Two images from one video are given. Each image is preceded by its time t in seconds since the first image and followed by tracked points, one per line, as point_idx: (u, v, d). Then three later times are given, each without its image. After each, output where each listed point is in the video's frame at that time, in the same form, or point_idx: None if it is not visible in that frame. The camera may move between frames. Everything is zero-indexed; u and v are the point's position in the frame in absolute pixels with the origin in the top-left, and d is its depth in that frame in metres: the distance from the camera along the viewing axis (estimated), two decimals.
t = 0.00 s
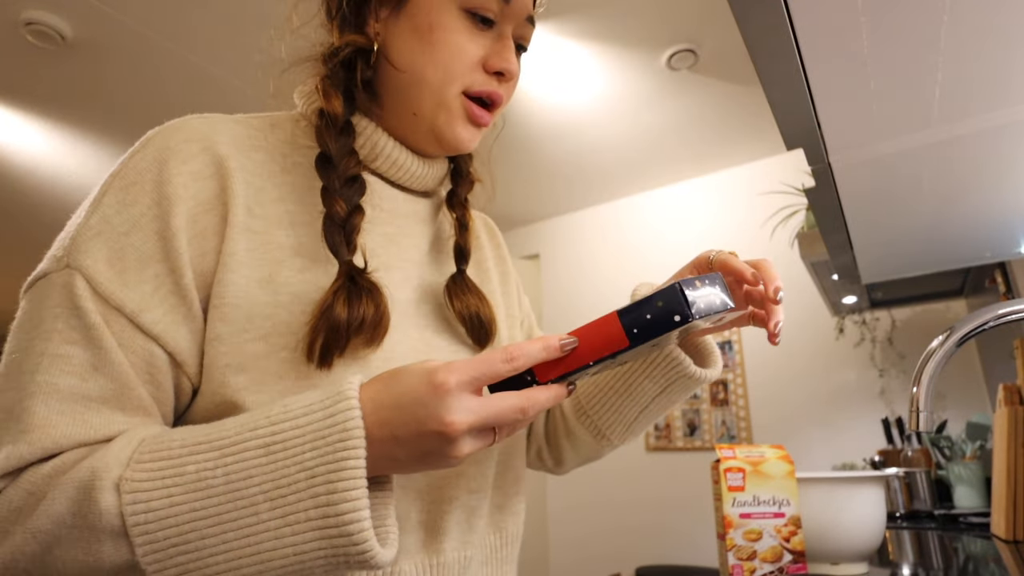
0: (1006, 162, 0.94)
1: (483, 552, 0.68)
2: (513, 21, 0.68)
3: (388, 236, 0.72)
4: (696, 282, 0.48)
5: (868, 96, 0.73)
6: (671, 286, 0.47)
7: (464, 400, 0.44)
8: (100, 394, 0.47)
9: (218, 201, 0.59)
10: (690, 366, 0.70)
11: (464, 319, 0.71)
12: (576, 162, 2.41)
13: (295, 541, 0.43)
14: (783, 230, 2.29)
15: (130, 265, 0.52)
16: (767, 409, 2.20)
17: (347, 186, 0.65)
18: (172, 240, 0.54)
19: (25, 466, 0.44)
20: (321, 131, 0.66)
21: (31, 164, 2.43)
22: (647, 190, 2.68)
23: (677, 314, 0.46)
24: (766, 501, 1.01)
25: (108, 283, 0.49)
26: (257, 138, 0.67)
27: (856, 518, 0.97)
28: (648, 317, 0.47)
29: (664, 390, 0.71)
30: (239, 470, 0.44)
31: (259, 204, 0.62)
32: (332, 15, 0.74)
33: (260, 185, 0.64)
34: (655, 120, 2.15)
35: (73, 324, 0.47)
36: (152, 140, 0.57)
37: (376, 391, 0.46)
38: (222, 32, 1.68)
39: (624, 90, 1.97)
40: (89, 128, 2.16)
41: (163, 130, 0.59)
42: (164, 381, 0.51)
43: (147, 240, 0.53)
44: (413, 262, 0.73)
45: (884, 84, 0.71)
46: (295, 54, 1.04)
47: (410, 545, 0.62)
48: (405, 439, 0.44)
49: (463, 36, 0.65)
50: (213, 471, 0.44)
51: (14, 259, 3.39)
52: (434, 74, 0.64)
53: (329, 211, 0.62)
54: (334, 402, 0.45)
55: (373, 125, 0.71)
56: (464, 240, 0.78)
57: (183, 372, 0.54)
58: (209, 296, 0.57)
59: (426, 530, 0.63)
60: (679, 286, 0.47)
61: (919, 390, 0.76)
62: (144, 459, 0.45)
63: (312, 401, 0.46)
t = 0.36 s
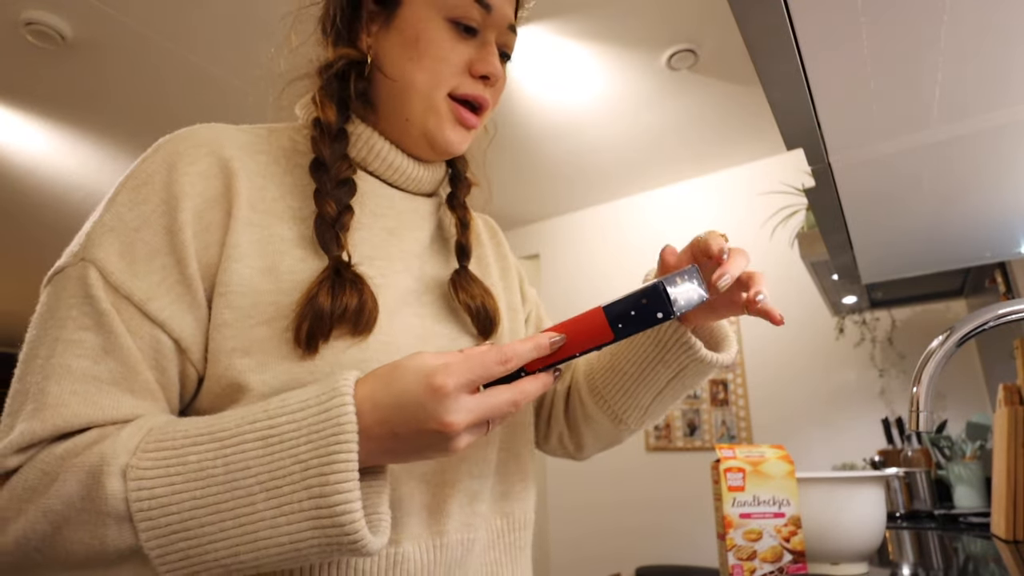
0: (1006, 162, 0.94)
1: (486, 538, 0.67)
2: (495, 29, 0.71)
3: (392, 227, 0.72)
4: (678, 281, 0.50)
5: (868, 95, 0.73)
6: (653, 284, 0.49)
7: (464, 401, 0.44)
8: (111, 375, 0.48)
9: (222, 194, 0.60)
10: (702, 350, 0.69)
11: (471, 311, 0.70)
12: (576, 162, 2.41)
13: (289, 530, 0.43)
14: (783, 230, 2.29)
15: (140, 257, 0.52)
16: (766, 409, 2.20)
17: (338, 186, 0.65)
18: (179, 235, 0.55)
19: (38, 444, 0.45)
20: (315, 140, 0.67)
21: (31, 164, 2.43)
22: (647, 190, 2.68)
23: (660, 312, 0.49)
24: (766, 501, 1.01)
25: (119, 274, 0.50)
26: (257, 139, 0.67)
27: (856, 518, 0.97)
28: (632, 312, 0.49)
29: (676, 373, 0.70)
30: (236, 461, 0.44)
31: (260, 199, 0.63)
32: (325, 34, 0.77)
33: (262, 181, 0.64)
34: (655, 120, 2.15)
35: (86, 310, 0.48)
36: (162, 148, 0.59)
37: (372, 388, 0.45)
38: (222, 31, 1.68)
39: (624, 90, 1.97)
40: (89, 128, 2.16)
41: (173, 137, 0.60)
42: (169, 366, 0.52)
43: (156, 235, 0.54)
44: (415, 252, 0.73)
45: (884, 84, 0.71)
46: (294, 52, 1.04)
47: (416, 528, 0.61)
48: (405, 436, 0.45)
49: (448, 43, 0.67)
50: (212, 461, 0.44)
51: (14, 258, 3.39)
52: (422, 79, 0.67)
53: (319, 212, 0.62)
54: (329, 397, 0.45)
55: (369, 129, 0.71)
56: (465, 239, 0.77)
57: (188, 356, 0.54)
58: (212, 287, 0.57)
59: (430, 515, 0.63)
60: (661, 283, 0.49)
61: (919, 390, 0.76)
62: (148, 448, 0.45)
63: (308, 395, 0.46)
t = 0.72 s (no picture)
0: (1006, 163, 0.94)
1: (487, 554, 0.68)
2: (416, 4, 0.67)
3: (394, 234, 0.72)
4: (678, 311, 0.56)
5: (868, 96, 0.73)
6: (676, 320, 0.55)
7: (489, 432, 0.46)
8: (129, 376, 0.49)
9: (231, 204, 0.61)
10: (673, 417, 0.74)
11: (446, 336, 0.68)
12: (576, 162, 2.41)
13: (303, 551, 0.44)
14: (783, 230, 2.29)
15: (158, 266, 0.54)
16: (767, 409, 2.20)
17: (308, 190, 0.65)
18: (194, 246, 0.56)
19: (70, 442, 0.47)
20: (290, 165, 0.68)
21: (33, 164, 2.44)
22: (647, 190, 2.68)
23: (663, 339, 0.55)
24: (766, 501, 1.01)
25: (138, 279, 0.52)
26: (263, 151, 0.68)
27: (856, 518, 0.97)
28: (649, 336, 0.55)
29: (644, 433, 0.76)
30: (251, 485, 0.45)
31: (266, 207, 0.63)
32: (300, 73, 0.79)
33: (266, 190, 0.65)
34: (654, 120, 2.14)
35: (109, 316, 0.50)
36: (177, 167, 0.61)
37: (387, 437, 0.44)
38: (223, 32, 1.68)
39: (624, 90, 1.97)
40: (91, 129, 2.16)
41: (187, 158, 0.62)
42: (184, 368, 0.53)
43: (173, 248, 0.55)
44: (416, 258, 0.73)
45: (883, 84, 0.71)
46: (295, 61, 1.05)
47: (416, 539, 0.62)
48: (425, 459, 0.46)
49: (365, 36, 0.66)
50: (229, 483, 0.45)
51: (14, 259, 3.40)
52: (350, 82, 0.66)
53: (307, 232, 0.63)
54: (340, 423, 0.46)
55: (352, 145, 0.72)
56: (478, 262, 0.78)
57: (201, 361, 0.55)
58: (223, 296, 0.58)
59: (431, 526, 0.64)
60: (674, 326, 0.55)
61: (919, 389, 0.76)
62: (168, 467, 0.46)
63: (320, 419, 0.47)
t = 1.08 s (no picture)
0: (1006, 162, 0.94)
1: (481, 563, 0.69)
2: (439, 32, 0.66)
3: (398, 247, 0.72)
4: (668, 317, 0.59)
5: (868, 96, 0.73)
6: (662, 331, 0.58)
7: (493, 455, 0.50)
8: (151, 393, 0.50)
9: (242, 218, 0.61)
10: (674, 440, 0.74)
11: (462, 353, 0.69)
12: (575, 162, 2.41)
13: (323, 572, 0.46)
14: (783, 229, 2.29)
15: (177, 282, 0.54)
16: (767, 410, 2.20)
17: (322, 217, 0.64)
18: (211, 264, 0.56)
19: (92, 458, 0.47)
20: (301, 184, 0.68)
21: (33, 164, 2.44)
22: (647, 189, 2.68)
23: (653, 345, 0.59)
24: (767, 501, 1.01)
25: (158, 297, 0.52)
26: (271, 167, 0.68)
27: (856, 518, 0.97)
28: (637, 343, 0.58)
29: (646, 455, 0.75)
30: (275, 512, 0.46)
31: (277, 220, 0.63)
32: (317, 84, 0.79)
33: (276, 201, 0.65)
34: (654, 120, 2.14)
35: (130, 333, 0.50)
36: (190, 179, 0.60)
37: (405, 480, 0.47)
38: (225, 32, 1.68)
39: (622, 89, 1.97)
40: (92, 129, 2.16)
41: (202, 167, 0.62)
42: (202, 384, 0.54)
43: (189, 262, 0.56)
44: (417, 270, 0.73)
45: (884, 84, 0.71)
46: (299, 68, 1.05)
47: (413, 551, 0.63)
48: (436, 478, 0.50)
49: (387, 63, 0.64)
50: (254, 509, 0.46)
51: (12, 258, 3.40)
52: (371, 108, 0.65)
53: (313, 251, 0.62)
54: (362, 457, 0.47)
55: (364, 164, 0.71)
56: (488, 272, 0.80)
57: (213, 381, 0.56)
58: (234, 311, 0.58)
59: (425, 538, 0.65)
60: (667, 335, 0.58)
61: (919, 390, 0.76)
62: (195, 491, 0.46)
63: (342, 451, 0.48)
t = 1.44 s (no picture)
0: (1005, 162, 0.94)
1: (476, 561, 0.69)
2: (467, 45, 0.66)
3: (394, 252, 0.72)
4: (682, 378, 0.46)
5: (868, 96, 0.73)
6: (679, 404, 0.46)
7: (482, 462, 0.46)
8: (147, 393, 0.50)
9: (239, 218, 0.61)
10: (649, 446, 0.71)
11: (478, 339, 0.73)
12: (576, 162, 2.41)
13: (310, 561, 0.45)
14: (783, 230, 2.29)
15: (173, 282, 0.54)
16: (767, 410, 2.20)
17: (326, 216, 0.65)
18: (207, 263, 0.56)
19: (87, 456, 0.47)
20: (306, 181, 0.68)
21: (32, 164, 2.43)
22: (647, 190, 2.68)
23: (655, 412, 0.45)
24: (767, 501, 1.01)
25: (154, 296, 0.52)
26: (269, 167, 0.68)
27: (856, 518, 0.97)
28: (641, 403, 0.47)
29: (622, 459, 0.72)
30: (261, 500, 0.45)
31: (276, 221, 0.63)
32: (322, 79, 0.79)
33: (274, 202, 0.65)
34: (654, 120, 2.15)
35: (125, 332, 0.50)
36: (188, 179, 0.60)
37: (391, 459, 0.45)
38: (224, 32, 1.68)
39: (621, 89, 1.97)
40: (91, 129, 2.16)
41: (199, 167, 0.62)
42: (199, 383, 0.54)
43: (185, 262, 0.55)
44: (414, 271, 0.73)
45: (884, 84, 0.71)
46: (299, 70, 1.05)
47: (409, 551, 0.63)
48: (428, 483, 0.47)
49: (412, 72, 0.64)
50: (240, 498, 0.45)
51: (11, 258, 3.39)
52: (390, 112, 0.65)
53: (314, 247, 0.62)
54: (347, 444, 0.46)
55: (367, 162, 0.71)
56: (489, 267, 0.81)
57: (211, 381, 0.56)
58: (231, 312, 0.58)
59: (419, 537, 0.65)
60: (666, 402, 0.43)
61: (919, 390, 0.76)
62: (181, 480, 0.46)
63: (328, 439, 0.47)
